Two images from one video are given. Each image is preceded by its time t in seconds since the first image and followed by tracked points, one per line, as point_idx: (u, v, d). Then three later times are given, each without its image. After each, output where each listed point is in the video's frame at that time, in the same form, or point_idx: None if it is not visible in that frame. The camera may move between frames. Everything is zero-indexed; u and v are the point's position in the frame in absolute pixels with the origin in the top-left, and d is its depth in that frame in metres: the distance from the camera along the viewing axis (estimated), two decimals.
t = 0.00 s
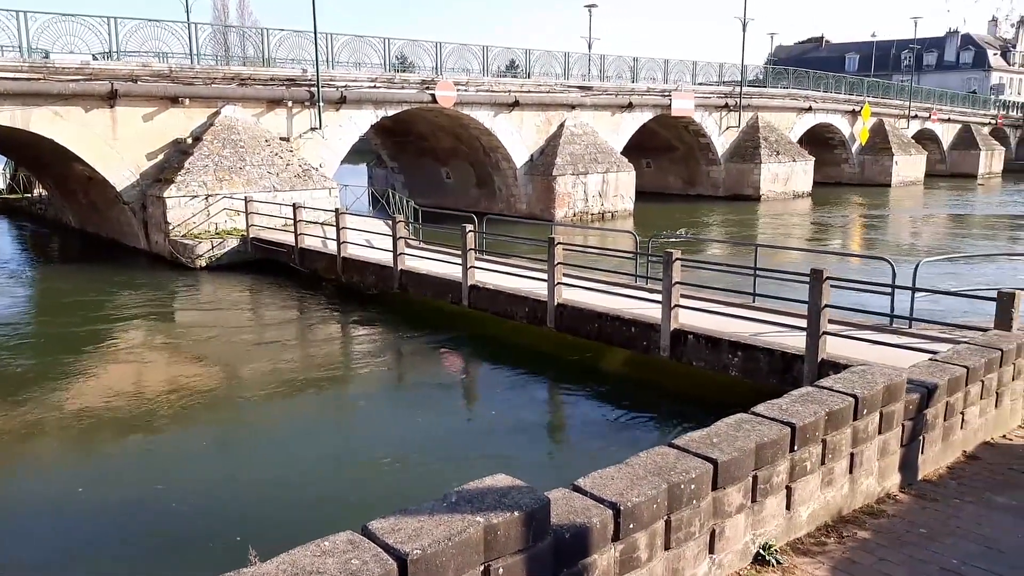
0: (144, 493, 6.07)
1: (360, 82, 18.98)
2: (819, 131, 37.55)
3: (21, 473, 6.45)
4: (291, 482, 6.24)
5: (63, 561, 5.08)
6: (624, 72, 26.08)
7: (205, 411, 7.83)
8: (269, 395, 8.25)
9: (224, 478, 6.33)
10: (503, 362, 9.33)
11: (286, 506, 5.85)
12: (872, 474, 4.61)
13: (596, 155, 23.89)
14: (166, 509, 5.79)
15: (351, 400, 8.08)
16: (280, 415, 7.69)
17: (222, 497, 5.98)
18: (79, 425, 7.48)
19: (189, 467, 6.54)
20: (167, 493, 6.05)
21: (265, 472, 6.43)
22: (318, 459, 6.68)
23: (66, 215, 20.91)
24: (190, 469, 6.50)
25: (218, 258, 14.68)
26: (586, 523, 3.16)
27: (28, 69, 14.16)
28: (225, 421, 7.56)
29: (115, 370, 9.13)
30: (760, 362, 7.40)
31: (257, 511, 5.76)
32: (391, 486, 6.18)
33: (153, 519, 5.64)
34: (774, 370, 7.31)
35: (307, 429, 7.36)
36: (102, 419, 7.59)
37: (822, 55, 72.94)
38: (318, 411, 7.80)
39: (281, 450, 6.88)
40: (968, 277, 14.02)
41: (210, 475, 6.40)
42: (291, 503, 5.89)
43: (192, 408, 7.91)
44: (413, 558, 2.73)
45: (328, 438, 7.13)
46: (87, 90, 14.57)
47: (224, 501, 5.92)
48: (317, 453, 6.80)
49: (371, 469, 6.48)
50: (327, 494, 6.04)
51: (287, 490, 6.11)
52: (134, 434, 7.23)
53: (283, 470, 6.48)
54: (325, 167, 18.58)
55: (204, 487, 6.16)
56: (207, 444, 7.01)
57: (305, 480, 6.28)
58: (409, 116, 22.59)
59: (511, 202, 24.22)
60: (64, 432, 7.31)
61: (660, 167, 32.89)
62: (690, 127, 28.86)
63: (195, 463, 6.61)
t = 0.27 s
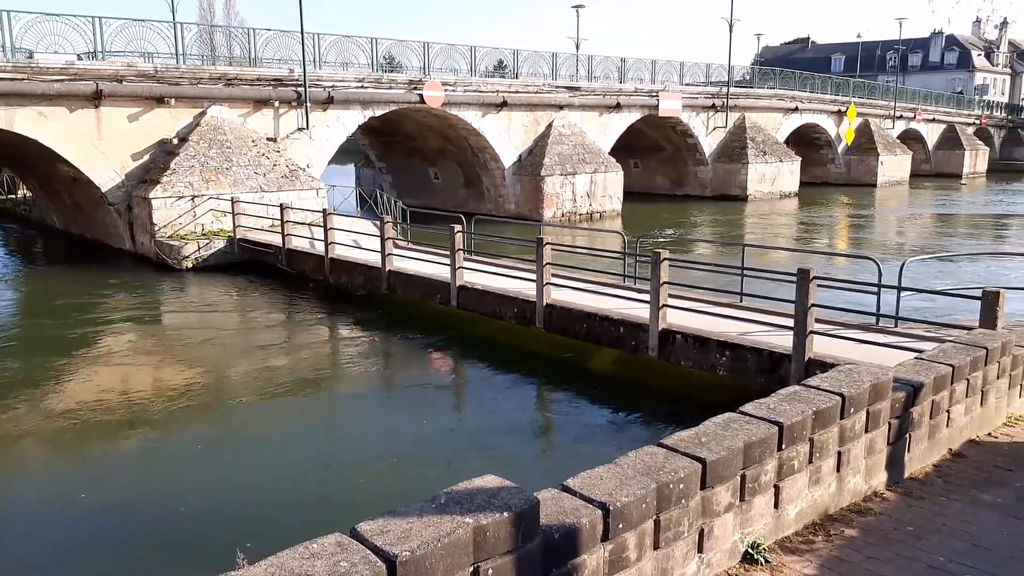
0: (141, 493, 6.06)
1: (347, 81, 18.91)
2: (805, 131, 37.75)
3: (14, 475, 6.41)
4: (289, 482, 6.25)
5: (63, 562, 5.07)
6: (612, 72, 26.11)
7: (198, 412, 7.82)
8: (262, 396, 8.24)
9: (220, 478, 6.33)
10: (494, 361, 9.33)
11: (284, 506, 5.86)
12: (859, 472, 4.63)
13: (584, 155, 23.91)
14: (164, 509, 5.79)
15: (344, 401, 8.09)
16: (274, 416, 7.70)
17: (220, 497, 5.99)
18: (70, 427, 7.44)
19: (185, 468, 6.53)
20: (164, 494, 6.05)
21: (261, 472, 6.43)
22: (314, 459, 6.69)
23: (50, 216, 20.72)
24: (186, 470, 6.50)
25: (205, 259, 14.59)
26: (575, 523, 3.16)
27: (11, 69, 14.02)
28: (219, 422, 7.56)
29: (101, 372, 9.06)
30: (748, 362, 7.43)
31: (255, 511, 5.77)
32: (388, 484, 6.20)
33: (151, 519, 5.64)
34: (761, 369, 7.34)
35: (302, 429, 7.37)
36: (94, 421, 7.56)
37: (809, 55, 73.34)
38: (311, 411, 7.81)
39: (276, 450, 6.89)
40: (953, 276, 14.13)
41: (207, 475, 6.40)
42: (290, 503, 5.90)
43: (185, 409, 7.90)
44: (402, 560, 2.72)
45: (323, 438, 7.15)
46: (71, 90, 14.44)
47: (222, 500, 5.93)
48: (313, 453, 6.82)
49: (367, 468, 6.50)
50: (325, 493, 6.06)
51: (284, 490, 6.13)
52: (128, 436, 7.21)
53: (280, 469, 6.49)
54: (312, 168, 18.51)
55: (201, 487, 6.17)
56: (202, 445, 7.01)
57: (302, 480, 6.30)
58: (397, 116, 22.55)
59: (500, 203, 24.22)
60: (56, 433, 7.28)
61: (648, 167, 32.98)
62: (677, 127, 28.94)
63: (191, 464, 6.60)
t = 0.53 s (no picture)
0: (138, 494, 6.05)
1: (334, 82, 18.86)
2: (791, 132, 37.95)
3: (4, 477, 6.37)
4: (286, 482, 6.26)
5: (62, 563, 5.06)
6: (599, 73, 26.15)
7: (191, 413, 7.80)
8: (255, 397, 8.24)
9: (212, 480, 6.31)
10: (484, 361, 9.33)
11: (281, 506, 5.87)
12: (846, 471, 4.65)
13: (572, 155, 23.94)
14: (162, 510, 5.79)
15: (338, 400, 8.10)
16: (268, 416, 7.69)
17: (217, 497, 5.99)
18: (62, 428, 7.41)
19: (181, 468, 6.52)
20: (161, 494, 6.05)
21: (258, 473, 6.43)
22: (311, 458, 6.70)
23: (34, 217, 20.52)
24: (182, 470, 6.49)
25: (191, 261, 14.50)
26: (564, 523, 3.16)
27: None
28: (214, 423, 7.55)
29: (86, 374, 8.98)
30: (735, 362, 7.45)
31: (254, 511, 5.78)
32: (385, 483, 6.22)
33: (149, 520, 5.63)
34: (748, 369, 7.37)
35: (297, 429, 7.37)
36: (86, 422, 7.53)
37: (795, 56, 73.71)
38: (305, 411, 7.81)
39: (272, 450, 6.89)
40: (938, 275, 14.24)
41: (203, 475, 6.39)
42: (287, 503, 5.91)
43: (178, 410, 7.87)
44: (391, 561, 2.71)
45: (319, 438, 7.16)
46: (56, 90, 14.32)
47: (220, 501, 5.93)
48: (308, 453, 6.83)
49: (364, 467, 6.52)
50: (322, 493, 6.07)
51: (280, 490, 6.13)
52: (122, 437, 7.19)
53: (276, 469, 6.50)
54: (299, 168, 18.45)
55: (199, 488, 6.16)
56: (197, 445, 7.00)
57: (299, 480, 6.30)
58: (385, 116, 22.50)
59: (488, 203, 24.20)
60: (47, 435, 7.24)
61: (635, 167, 33.07)
62: (665, 128, 29.04)
63: (187, 465, 6.60)
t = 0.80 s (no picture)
0: (136, 494, 6.04)
1: (321, 82, 18.80)
2: (778, 133, 38.17)
3: None
4: (284, 482, 6.27)
5: (62, 563, 5.05)
6: (587, 74, 26.20)
7: (185, 414, 7.78)
8: (249, 397, 8.23)
9: (208, 480, 6.31)
10: (476, 362, 9.34)
11: (280, 505, 5.88)
12: (833, 470, 4.68)
13: (560, 156, 23.97)
14: (161, 510, 5.79)
15: (333, 401, 8.10)
16: (263, 417, 7.69)
17: (216, 497, 5.99)
18: (55, 429, 7.37)
19: (178, 469, 6.52)
20: (160, 494, 6.05)
21: (255, 473, 6.43)
22: (307, 458, 6.71)
23: (17, 217, 20.33)
24: (180, 470, 6.48)
25: (176, 262, 14.41)
26: (552, 524, 3.16)
27: None
28: (209, 423, 7.54)
29: (72, 377, 8.90)
30: (722, 362, 7.48)
31: (252, 510, 5.79)
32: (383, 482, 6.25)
33: (148, 520, 5.63)
34: (736, 369, 7.40)
35: (293, 429, 7.38)
36: (78, 423, 7.49)
37: (782, 57, 74.15)
38: (300, 412, 7.81)
39: (269, 450, 6.89)
40: (924, 275, 14.36)
41: (201, 475, 6.39)
42: (286, 502, 5.92)
43: (172, 411, 7.86)
44: (379, 563, 2.70)
45: (314, 438, 7.16)
46: (40, 90, 14.19)
47: (219, 500, 5.93)
48: (305, 453, 6.84)
49: (361, 467, 6.54)
50: (321, 493, 6.08)
51: (276, 490, 6.14)
52: (117, 437, 7.17)
53: (274, 469, 6.50)
54: (286, 169, 18.38)
55: (197, 488, 6.16)
56: (194, 446, 6.99)
57: (297, 479, 6.32)
58: (372, 117, 22.45)
59: (476, 204, 24.19)
60: (41, 436, 7.20)
61: (623, 168, 33.16)
62: (653, 129, 29.13)
63: (183, 465, 6.59)
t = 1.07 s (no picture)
0: (135, 494, 6.05)
1: (309, 82, 18.74)
2: (765, 133, 38.37)
3: None
4: (284, 481, 6.28)
5: (61, 562, 5.05)
6: (575, 74, 26.24)
7: (181, 414, 7.77)
8: (246, 397, 8.22)
9: (203, 480, 6.31)
10: (467, 362, 9.33)
11: (280, 505, 5.89)
12: (821, 468, 4.70)
13: (548, 156, 23.99)
14: (160, 509, 5.79)
15: (329, 401, 8.10)
16: (260, 416, 7.68)
17: (215, 497, 6.00)
18: (50, 431, 7.34)
19: (176, 468, 6.52)
20: (158, 494, 6.05)
21: (254, 473, 6.44)
22: (307, 458, 6.72)
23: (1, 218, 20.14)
24: (179, 470, 6.49)
25: (163, 263, 14.32)
26: (541, 524, 3.16)
27: None
28: (207, 423, 7.54)
29: (57, 379, 8.82)
30: (711, 361, 7.50)
31: (251, 510, 5.79)
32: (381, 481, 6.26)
33: (148, 519, 5.63)
34: (724, 368, 7.42)
35: (291, 429, 7.39)
36: (70, 424, 7.46)
37: (768, 58, 74.59)
38: (299, 411, 7.82)
39: (268, 450, 6.90)
40: (910, 274, 14.47)
41: (200, 475, 6.39)
42: (285, 501, 5.94)
43: (168, 412, 7.83)
44: (368, 565, 2.69)
45: (309, 438, 7.17)
46: (24, 90, 14.07)
47: (218, 500, 5.94)
48: (300, 452, 6.85)
49: (360, 467, 6.55)
50: (319, 492, 6.09)
51: (272, 489, 6.15)
52: (113, 438, 7.16)
53: (273, 468, 6.51)
54: (273, 169, 18.30)
55: (196, 487, 6.17)
56: (192, 446, 6.99)
57: (296, 479, 6.32)
58: (360, 116, 22.40)
59: (465, 204, 24.18)
60: (33, 438, 7.17)
61: (611, 168, 33.24)
62: (640, 129, 29.22)
63: (183, 464, 6.60)
